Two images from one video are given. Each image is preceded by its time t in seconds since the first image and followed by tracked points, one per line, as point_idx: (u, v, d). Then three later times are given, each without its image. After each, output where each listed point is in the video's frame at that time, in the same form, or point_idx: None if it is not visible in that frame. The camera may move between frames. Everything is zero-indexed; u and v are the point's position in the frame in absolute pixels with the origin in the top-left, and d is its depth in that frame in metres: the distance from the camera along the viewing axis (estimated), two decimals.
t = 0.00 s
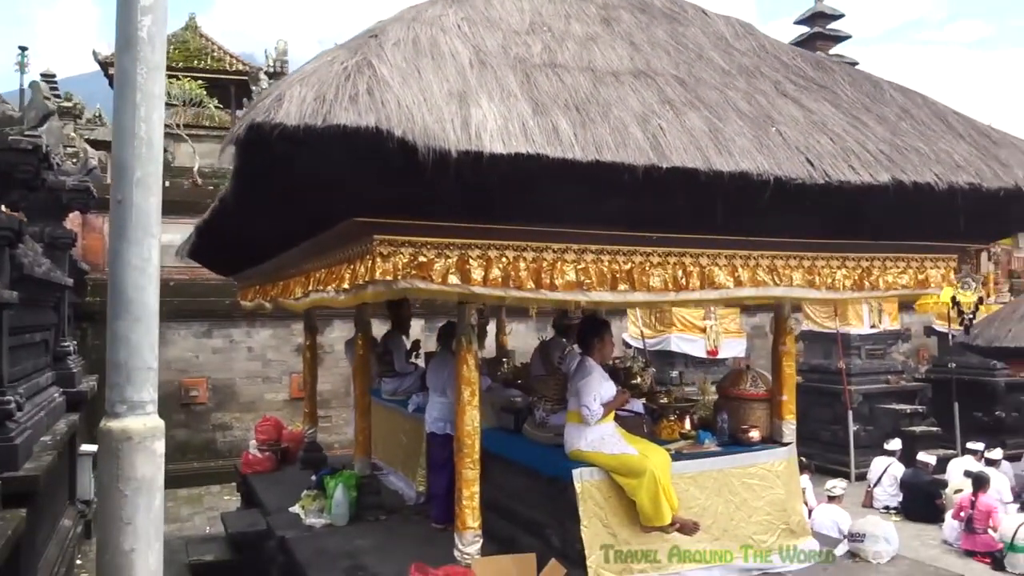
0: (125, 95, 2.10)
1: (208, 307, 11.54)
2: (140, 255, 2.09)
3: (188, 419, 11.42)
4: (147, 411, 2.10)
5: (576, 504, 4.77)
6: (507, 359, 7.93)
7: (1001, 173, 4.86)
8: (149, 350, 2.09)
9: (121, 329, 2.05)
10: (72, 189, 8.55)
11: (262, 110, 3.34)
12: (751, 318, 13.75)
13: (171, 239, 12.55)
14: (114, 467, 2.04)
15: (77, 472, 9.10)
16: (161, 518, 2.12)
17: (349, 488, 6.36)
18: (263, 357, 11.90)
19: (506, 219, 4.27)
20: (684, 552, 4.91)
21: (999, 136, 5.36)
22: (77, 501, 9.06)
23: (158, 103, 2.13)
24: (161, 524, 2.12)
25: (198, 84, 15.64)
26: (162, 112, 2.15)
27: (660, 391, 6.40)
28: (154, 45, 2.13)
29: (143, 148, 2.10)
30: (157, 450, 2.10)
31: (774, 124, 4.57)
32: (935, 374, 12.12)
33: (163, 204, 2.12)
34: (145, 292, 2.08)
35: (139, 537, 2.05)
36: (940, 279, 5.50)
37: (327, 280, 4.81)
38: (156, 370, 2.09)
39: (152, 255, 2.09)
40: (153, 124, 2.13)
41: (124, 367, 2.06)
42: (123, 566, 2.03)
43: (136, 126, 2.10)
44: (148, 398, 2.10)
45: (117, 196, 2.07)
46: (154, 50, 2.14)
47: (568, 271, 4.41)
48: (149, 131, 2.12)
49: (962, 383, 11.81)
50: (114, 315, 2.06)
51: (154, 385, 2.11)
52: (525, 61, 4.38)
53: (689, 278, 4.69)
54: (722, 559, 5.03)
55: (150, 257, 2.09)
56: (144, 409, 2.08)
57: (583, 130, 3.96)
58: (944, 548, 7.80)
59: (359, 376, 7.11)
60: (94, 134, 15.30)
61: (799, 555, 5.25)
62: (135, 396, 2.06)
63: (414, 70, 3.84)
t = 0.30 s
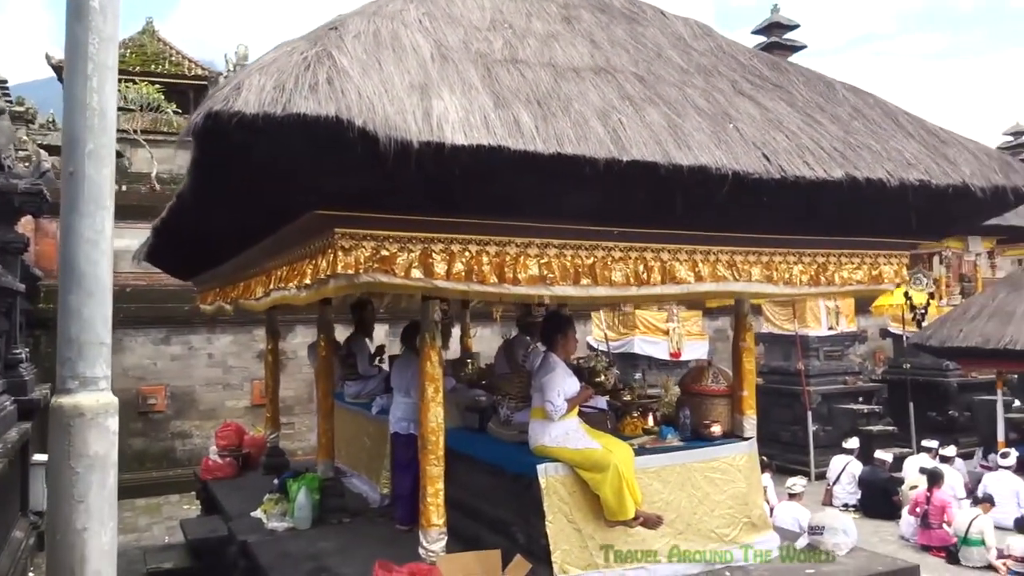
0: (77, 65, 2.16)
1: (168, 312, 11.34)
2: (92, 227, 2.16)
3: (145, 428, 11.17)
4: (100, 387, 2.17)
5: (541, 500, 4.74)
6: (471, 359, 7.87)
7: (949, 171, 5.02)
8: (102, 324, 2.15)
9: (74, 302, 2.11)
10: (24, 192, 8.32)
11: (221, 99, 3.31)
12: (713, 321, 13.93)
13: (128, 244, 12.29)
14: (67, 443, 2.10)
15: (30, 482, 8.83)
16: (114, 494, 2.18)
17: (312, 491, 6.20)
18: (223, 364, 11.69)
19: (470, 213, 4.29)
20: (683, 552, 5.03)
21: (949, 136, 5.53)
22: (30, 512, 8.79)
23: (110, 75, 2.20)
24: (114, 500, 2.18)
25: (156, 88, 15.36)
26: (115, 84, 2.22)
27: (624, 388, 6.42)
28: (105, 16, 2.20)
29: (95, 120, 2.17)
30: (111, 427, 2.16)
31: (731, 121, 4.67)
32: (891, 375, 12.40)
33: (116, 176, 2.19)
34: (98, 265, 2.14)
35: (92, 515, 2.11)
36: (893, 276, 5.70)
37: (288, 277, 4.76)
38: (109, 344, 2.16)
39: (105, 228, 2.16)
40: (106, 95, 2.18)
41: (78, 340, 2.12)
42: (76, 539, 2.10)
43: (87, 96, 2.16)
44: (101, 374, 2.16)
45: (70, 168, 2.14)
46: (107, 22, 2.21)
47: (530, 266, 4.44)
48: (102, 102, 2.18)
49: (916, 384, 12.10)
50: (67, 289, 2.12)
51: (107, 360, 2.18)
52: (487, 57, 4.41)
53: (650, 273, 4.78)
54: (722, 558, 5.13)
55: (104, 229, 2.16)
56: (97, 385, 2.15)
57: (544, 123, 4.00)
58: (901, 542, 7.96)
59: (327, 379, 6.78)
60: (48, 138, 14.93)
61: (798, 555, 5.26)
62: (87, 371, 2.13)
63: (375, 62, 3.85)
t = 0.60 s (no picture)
0: (70, 33, 2.15)
1: (151, 294, 11.26)
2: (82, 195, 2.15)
3: (125, 409, 11.10)
4: (87, 355, 2.17)
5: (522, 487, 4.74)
6: (456, 347, 7.86)
7: (935, 169, 5.07)
8: (90, 293, 2.14)
9: (63, 270, 2.10)
10: (7, 169, 8.20)
11: (212, 76, 3.29)
12: (697, 316, 14.02)
13: (112, 224, 12.16)
14: (54, 409, 2.09)
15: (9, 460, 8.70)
16: (99, 463, 2.17)
17: (293, 473, 6.17)
18: (206, 347, 11.63)
19: (458, 197, 4.30)
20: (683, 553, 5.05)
21: (936, 135, 5.58)
22: (8, 490, 8.70)
23: (102, 44, 2.19)
24: (100, 469, 2.18)
25: (143, 69, 15.18)
26: (107, 52, 2.22)
27: (607, 378, 6.43)
28: None
29: (88, 87, 2.15)
30: (98, 395, 2.16)
31: (720, 113, 4.70)
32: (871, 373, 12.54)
33: (107, 145, 2.18)
34: (88, 234, 2.13)
35: (77, 482, 2.11)
36: (877, 272, 5.78)
37: (275, 259, 4.73)
38: (97, 313, 2.16)
39: (96, 197, 2.17)
40: (98, 63, 2.18)
41: (66, 308, 2.12)
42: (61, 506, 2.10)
43: (79, 64, 2.15)
44: (88, 342, 2.16)
45: (60, 137, 2.13)
46: None
47: (517, 252, 4.46)
48: (94, 70, 2.17)
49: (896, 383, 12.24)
50: (56, 256, 2.12)
51: (95, 329, 2.17)
52: (478, 43, 4.41)
53: (637, 263, 4.82)
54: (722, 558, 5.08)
55: (94, 199, 2.15)
56: (85, 353, 2.15)
57: (534, 110, 4.00)
58: (876, 538, 8.05)
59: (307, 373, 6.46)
60: (31, 116, 14.72)
61: (798, 555, 5.04)
62: (75, 339, 2.13)
63: (366, 44, 3.83)
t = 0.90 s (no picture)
0: None
1: (129, 253, 11.09)
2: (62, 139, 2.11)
3: (108, 369, 11.03)
4: (77, 303, 2.15)
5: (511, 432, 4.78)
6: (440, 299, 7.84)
7: (917, 110, 5.08)
8: (76, 240, 2.12)
9: (47, 217, 2.07)
10: None
11: (185, 21, 3.18)
12: (678, 264, 14.09)
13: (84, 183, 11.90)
14: (45, 358, 2.07)
15: None
16: (94, 412, 2.17)
17: (281, 428, 6.12)
18: (187, 306, 11.53)
19: (440, 144, 4.26)
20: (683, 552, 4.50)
21: (918, 75, 5.57)
22: None
23: None
24: (94, 418, 2.17)
25: (109, 22, 14.69)
26: None
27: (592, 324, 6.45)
28: None
29: (62, 29, 2.09)
30: (90, 343, 2.15)
31: (704, 55, 4.66)
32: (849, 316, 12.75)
33: (86, 87, 2.12)
34: (71, 180, 2.09)
35: (72, 431, 2.10)
36: (858, 214, 5.82)
37: (256, 211, 4.66)
38: (84, 260, 2.13)
39: (76, 142, 2.12)
40: (72, 2, 2.11)
41: (52, 256, 2.10)
42: (57, 454, 2.10)
43: (53, 4, 2.08)
44: (76, 290, 2.14)
45: (37, 81, 2.07)
46: None
47: (501, 199, 4.44)
48: (69, 9, 2.10)
49: (873, 325, 12.45)
50: (40, 202, 2.08)
51: (82, 277, 2.15)
52: None
53: (621, 208, 4.82)
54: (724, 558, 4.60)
55: (76, 144, 2.11)
56: (74, 301, 2.13)
57: (516, 54, 3.94)
58: (855, 475, 8.27)
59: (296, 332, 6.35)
60: None
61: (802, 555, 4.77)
62: (62, 287, 2.10)
63: None
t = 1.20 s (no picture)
0: None
1: (118, 197, 10.95)
2: (61, 75, 2.07)
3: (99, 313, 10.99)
4: (79, 243, 2.13)
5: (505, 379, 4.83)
6: (434, 248, 7.81)
7: (918, 62, 5.02)
8: (76, 178, 2.10)
9: (47, 154, 2.05)
10: None
11: None
12: (671, 216, 14.08)
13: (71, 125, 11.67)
14: (49, 297, 2.07)
15: None
16: (98, 351, 2.17)
17: (276, 372, 6.11)
18: (178, 251, 11.47)
19: (437, 90, 4.22)
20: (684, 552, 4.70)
21: (920, 26, 5.50)
22: None
23: None
24: (99, 357, 2.18)
25: None
26: None
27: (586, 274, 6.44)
28: None
29: None
30: (92, 283, 2.15)
31: (705, 2, 4.67)
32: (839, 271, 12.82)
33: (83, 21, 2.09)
34: (70, 117, 2.07)
35: (77, 370, 2.11)
36: (855, 167, 5.79)
37: (251, 156, 4.60)
38: (85, 198, 2.11)
39: (76, 78, 2.08)
40: None
41: (52, 194, 2.08)
42: (62, 393, 2.11)
43: None
44: (78, 229, 2.12)
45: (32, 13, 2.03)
46: None
47: (498, 146, 4.44)
48: None
49: (863, 279, 12.54)
50: (40, 139, 2.05)
51: (84, 216, 2.14)
52: None
53: (618, 157, 4.82)
54: (723, 559, 4.77)
55: (74, 81, 2.08)
56: (77, 241, 2.12)
57: None
58: (841, 426, 8.42)
59: (293, 277, 6.29)
60: None
61: (798, 555, 4.91)
62: (65, 226, 2.09)
63: None
